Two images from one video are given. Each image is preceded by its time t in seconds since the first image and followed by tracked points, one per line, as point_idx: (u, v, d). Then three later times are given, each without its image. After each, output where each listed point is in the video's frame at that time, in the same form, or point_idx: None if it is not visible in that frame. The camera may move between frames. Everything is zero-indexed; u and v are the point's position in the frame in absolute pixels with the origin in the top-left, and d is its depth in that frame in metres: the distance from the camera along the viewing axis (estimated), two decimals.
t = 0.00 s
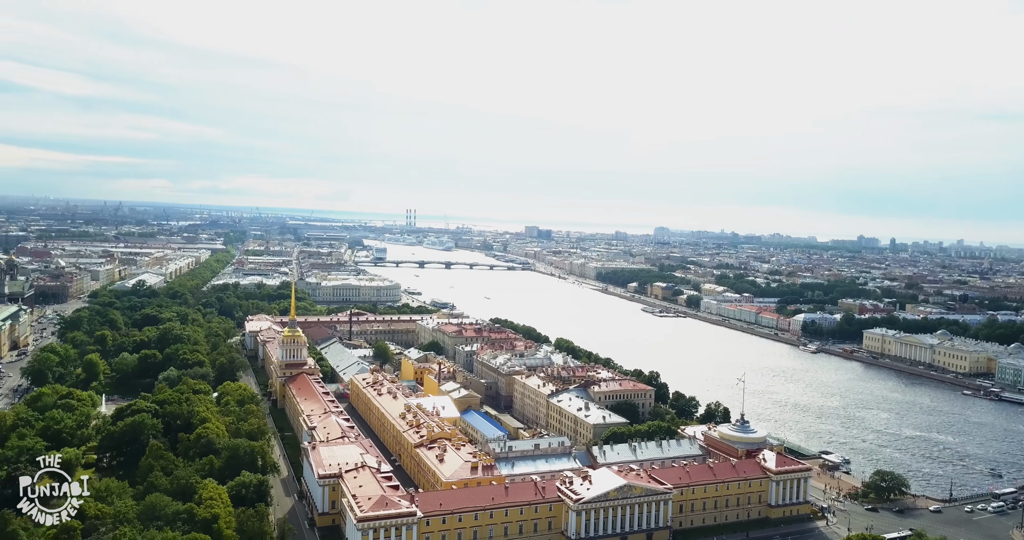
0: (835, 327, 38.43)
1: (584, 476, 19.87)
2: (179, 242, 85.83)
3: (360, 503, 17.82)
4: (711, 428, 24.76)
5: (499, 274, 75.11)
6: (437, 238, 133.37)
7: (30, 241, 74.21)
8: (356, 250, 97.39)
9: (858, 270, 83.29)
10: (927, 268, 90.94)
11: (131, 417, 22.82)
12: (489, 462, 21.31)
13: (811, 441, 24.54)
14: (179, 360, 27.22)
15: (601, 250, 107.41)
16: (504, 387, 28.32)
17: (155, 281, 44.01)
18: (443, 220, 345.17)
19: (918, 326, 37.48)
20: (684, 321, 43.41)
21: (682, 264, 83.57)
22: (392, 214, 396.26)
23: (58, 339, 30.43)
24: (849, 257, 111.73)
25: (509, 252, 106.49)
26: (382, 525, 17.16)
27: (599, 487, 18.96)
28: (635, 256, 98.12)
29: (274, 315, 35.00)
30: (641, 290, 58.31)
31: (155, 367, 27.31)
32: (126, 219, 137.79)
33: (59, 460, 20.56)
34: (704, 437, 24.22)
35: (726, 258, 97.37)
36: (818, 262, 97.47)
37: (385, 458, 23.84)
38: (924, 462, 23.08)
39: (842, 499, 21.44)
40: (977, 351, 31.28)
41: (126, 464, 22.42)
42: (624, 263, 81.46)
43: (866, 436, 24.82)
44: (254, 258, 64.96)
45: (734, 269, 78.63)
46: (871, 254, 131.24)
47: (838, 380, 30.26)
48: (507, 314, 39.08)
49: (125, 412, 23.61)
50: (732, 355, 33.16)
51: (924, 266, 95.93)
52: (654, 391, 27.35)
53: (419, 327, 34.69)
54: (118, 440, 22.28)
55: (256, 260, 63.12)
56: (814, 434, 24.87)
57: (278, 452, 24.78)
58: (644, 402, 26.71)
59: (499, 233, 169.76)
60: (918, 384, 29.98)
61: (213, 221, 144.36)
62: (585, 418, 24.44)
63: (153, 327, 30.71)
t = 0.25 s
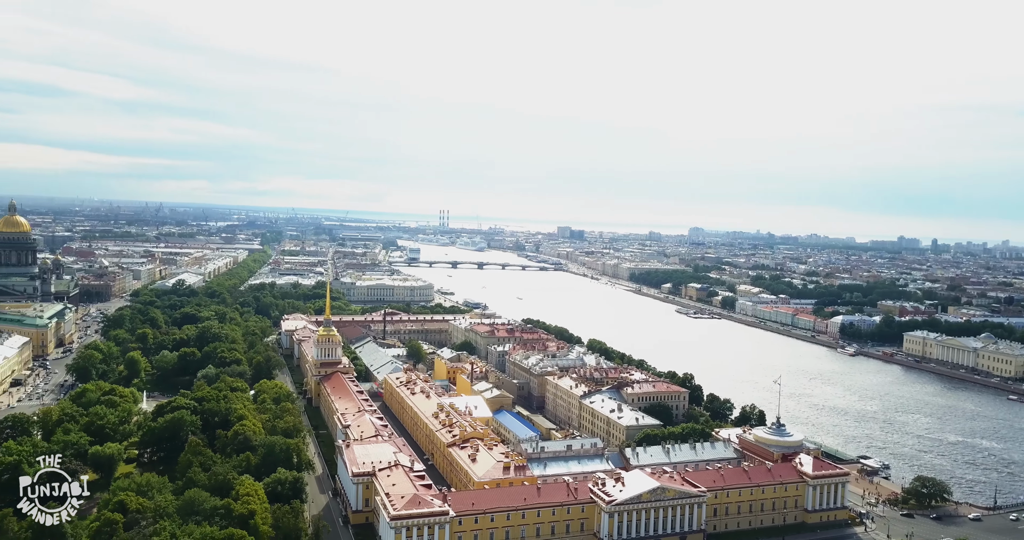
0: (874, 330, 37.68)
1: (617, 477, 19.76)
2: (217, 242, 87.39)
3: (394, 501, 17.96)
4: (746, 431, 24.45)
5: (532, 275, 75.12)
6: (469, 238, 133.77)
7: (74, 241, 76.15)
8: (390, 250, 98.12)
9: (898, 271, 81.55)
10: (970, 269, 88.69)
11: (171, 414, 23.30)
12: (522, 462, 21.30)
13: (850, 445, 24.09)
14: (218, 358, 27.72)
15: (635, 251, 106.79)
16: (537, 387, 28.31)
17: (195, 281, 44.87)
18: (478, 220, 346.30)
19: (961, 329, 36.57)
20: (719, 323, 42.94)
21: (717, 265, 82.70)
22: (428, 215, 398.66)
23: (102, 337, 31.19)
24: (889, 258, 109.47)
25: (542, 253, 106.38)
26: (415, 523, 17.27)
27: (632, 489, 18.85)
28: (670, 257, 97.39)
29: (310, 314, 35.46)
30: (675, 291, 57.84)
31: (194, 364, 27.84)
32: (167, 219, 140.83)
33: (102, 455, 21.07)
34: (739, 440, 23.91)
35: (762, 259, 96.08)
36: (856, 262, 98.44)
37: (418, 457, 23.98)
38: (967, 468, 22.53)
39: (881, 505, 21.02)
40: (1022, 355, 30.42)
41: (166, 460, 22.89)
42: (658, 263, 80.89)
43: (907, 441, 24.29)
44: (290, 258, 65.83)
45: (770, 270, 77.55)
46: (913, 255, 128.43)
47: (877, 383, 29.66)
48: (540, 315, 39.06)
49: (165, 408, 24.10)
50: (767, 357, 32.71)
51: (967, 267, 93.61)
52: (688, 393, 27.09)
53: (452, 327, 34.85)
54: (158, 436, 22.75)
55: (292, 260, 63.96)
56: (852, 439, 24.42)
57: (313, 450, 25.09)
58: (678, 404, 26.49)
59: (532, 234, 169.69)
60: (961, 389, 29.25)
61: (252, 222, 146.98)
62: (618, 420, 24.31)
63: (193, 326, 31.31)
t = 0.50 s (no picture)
0: (915, 333, 36.85)
1: (651, 480, 19.60)
2: (255, 242, 88.87)
3: (427, 500, 18.06)
4: (782, 435, 24.08)
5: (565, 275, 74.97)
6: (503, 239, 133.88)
7: (118, 241, 78.13)
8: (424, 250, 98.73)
9: (941, 272, 79.69)
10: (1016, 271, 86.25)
11: (210, 411, 23.74)
12: (555, 463, 21.26)
13: (890, 450, 23.58)
14: (255, 357, 28.19)
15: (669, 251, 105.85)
16: (570, 388, 28.23)
17: (233, 280, 45.69)
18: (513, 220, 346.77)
19: (1007, 333, 35.59)
20: (755, 324, 42.39)
21: (752, 266, 81.67)
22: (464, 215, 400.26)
23: (143, 335, 31.93)
24: (932, 259, 106.98)
25: (575, 253, 106.11)
26: (448, 523, 17.35)
27: (666, 491, 18.68)
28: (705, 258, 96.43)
29: (345, 314, 35.87)
30: (710, 292, 57.25)
31: (232, 362, 28.35)
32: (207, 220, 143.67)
33: (143, 450, 21.57)
34: (775, 443, 23.54)
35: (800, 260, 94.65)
36: (898, 262, 99.76)
37: (451, 456, 24.07)
38: (1012, 476, 21.91)
39: (923, 512, 20.54)
40: None
41: (205, 456, 23.33)
42: (693, 264, 80.17)
43: (950, 447, 23.71)
44: (326, 259, 66.67)
45: (807, 272, 76.33)
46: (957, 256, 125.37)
47: (918, 387, 29.00)
48: (573, 316, 38.97)
49: (204, 405, 24.56)
50: (805, 360, 32.18)
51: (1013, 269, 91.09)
52: (724, 395, 26.78)
53: (485, 327, 34.95)
54: (198, 432, 23.19)
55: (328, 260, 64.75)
56: (892, 444, 23.90)
57: (348, 448, 25.34)
58: (713, 407, 26.21)
59: (565, 235, 169.23)
60: (1006, 394, 28.46)
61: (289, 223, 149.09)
62: (651, 422, 24.13)
63: (231, 324, 31.90)
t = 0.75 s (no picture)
0: (959, 336, 35.93)
1: (685, 482, 19.40)
2: (292, 242, 90.20)
3: (460, 499, 18.14)
4: (820, 439, 23.67)
5: (598, 276, 74.59)
6: (536, 239, 133.61)
7: (159, 241, 79.88)
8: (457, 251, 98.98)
9: (986, 275, 77.59)
10: None
11: (248, 408, 24.14)
12: (588, 464, 21.23)
13: (932, 456, 23.04)
14: (292, 355, 28.60)
15: (704, 252, 104.64)
16: (603, 389, 28.10)
17: (271, 280, 46.40)
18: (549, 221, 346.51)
19: None
20: (792, 326, 41.73)
21: (790, 267, 80.41)
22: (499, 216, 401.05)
23: (184, 333, 32.61)
24: (976, 261, 104.15)
25: (609, 253, 105.51)
26: (481, 522, 17.40)
27: (701, 495, 18.48)
28: (742, 258, 95.18)
29: (380, 313, 36.20)
30: (746, 293, 56.52)
31: (270, 360, 28.79)
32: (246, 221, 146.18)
33: (183, 446, 22.00)
34: (813, 447, 23.12)
35: (839, 261, 92.92)
36: (940, 263, 98.97)
37: (485, 456, 24.12)
38: None
39: (966, 520, 20.05)
40: None
41: (243, 452, 23.75)
42: (728, 265, 79.23)
43: (995, 453, 23.09)
44: (362, 259, 67.32)
45: (846, 273, 74.93)
46: (1003, 258, 122.01)
47: (962, 392, 28.27)
48: (606, 317, 38.80)
49: (242, 403, 24.98)
50: (843, 363, 31.58)
51: None
52: (760, 398, 26.41)
53: (518, 328, 34.97)
54: (236, 429, 23.60)
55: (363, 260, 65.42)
56: (935, 449, 23.34)
57: (383, 447, 25.55)
58: (749, 410, 25.86)
59: (598, 236, 168.13)
60: None
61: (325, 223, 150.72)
62: (686, 424, 23.90)
63: (269, 323, 32.42)
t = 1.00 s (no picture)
0: (1006, 339, 34.95)
1: (721, 486, 19.15)
2: (329, 243, 91.29)
3: (494, 499, 18.19)
4: (860, 444, 23.21)
5: (633, 277, 74.10)
6: (571, 240, 133.17)
7: (199, 242, 81.44)
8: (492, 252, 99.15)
9: None
10: None
11: (285, 406, 24.48)
12: (622, 466, 21.02)
13: (977, 463, 22.43)
14: (328, 354, 28.96)
15: (741, 253, 103.27)
16: (638, 391, 27.93)
17: (308, 280, 47.04)
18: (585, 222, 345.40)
19: None
20: (831, 329, 41.01)
21: (829, 268, 78.97)
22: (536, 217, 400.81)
23: (223, 332, 33.24)
24: None
25: (644, 254, 104.74)
26: (515, 522, 17.42)
27: (737, 499, 18.21)
28: (780, 259, 93.76)
29: (415, 313, 36.47)
30: (784, 295, 55.67)
31: (306, 359, 29.19)
32: (285, 222, 148.29)
33: (223, 442, 22.40)
34: (852, 452, 22.65)
35: (880, 262, 90.99)
36: (986, 264, 96.42)
37: (518, 457, 24.11)
38: None
39: (1013, 530, 19.49)
40: None
41: (280, 449, 24.10)
42: (766, 266, 78.10)
43: None
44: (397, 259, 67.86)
45: (888, 275, 73.34)
46: None
47: (1009, 397, 27.50)
48: (641, 318, 38.57)
49: (280, 401, 25.35)
50: (884, 366, 30.94)
51: None
52: (798, 402, 25.99)
53: (552, 329, 34.94)
54: (273, 427, 23.96)
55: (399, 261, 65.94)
56: (980, 456, 22.72)
57: (417, 447, 25.72)
58: (786, 413, 25.47)
59: (633, 236, 166.84)
60: None
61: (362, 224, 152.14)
62: (722, 428, 23.62)
63: (306, 322, 32.88)
